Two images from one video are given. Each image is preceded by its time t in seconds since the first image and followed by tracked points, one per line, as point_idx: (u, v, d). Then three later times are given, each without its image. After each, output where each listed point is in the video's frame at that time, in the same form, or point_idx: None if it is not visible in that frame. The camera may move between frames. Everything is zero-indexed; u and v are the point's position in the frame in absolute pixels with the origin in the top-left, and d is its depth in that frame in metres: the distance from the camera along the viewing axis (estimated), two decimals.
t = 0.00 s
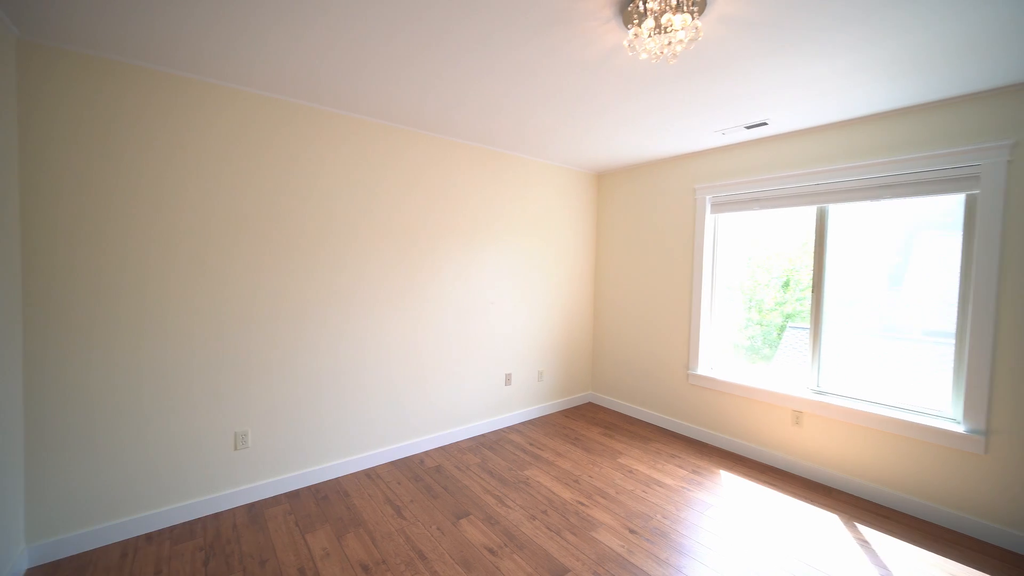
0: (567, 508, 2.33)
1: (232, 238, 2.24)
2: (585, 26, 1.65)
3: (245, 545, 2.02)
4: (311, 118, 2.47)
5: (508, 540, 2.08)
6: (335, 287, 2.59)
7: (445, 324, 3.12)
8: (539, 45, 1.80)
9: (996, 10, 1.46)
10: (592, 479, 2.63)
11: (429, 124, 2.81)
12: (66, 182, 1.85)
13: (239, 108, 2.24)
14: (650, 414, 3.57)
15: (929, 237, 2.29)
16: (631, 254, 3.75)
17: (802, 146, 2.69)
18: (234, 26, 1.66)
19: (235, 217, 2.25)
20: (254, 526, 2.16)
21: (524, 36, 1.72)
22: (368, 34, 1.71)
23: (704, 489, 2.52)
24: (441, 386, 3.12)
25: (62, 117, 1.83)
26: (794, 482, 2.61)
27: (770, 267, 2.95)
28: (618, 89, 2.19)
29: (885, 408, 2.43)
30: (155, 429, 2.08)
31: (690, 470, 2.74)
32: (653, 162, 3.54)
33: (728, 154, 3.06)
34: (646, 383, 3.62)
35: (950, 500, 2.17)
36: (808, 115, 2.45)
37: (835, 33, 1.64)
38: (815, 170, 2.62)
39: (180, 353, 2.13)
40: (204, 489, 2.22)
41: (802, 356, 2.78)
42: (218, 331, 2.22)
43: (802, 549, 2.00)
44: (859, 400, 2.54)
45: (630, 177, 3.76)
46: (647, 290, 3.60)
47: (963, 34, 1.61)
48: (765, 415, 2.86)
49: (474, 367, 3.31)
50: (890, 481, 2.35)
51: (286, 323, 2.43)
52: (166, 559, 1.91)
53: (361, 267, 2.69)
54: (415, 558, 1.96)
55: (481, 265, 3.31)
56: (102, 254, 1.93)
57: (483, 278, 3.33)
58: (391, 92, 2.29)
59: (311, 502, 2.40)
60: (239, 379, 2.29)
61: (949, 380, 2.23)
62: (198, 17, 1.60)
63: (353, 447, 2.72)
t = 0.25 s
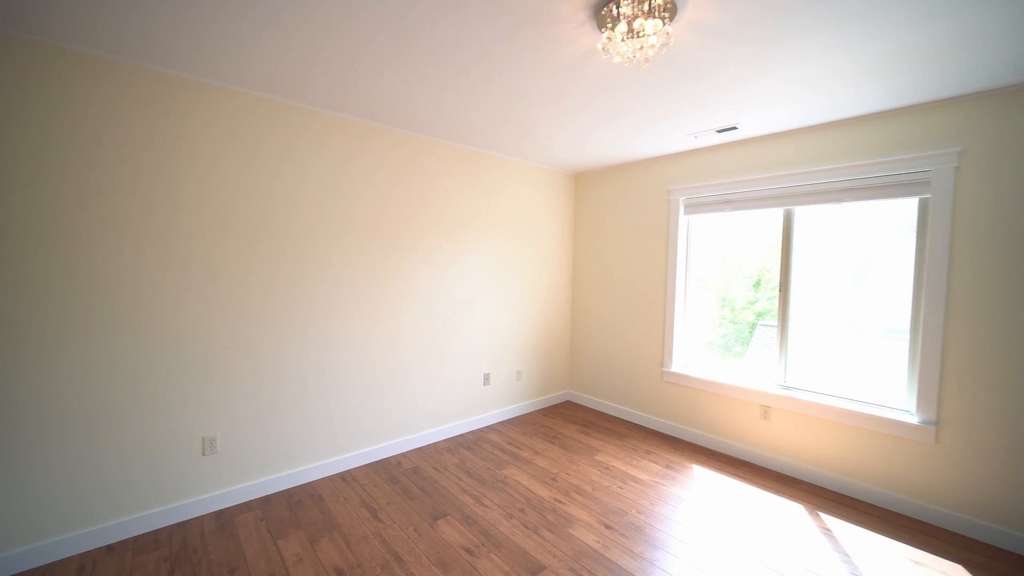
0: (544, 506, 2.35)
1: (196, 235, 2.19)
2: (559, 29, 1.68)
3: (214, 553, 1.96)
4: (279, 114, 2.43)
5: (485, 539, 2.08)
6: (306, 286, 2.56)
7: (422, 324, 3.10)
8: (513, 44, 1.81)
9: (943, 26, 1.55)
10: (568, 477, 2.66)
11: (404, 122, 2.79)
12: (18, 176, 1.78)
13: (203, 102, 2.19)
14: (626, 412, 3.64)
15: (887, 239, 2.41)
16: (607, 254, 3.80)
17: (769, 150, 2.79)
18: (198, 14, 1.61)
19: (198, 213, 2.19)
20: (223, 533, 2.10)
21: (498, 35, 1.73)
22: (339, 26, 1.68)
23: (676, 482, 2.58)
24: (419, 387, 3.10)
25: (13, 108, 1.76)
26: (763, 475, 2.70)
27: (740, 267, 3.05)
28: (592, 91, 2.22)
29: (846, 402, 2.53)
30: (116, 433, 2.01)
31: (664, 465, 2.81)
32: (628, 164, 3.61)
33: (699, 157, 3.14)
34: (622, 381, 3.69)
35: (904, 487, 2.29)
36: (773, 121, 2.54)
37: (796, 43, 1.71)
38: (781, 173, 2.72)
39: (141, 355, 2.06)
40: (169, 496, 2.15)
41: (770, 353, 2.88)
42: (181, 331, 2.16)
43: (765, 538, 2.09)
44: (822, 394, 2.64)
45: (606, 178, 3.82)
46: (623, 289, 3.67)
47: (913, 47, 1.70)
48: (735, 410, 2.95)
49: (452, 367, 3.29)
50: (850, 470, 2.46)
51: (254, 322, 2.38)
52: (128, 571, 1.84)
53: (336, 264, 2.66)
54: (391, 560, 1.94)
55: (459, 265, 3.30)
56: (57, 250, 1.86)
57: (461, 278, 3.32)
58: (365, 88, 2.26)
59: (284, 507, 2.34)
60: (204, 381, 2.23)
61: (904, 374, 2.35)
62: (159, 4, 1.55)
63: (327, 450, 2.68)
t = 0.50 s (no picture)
0: (521, 505, 2.36)
1: (159, 234, 2.09)
2: (536, 29, 1.68)
3: (179, 564, 1.88)
4: (248, 109, 2.33)
5: (462, 539, 2.08)
6: (279, 287, 2.47)
7: (399, 324, 3.06)
8: (490, 45, 1.80)
9: (902, 36, 1.63)
10: (546, 475, 2.68)
11: (380, 119, 2.74)
12: None
13: (167, 95, 2.08)
14: (604, 410, 3.68)
15: (849, 240, 2.51)
16: (585, 254, 3.84)
17: (740, 154, 2.87)
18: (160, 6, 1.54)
19: (160, 212, 2.08)
20: (190, 542, 2.02)
21: (474, 35, 1.73)
22: (311, 23, 1.64)
23: (652, 478, 2.63)
24: (396, 388, 3.06)
25: None
26: (735, 469, 2.78)
27: (712, 267, 3.12)
28: (570, 92, 2.24)
29: (813, 397, 2.62)
30: (73, 441, 1.90)
31: (640, 461, 2.86)
32: (605, 165, 3.65)
33: (674, 159, 3.21)
34: (599, 379, 3.73)
35: (865, 478, 2.39)
36: (743, 125, 2.62)
37: (766, 50, 1.76)
38: (751, 175, 2.80)
39: (101, 359, 1.96)
40: (132, 507, 2.05)
41: (741, 350, 2.96)
42: (142, 334, 2.05)
43: (738, 531, 2.15)
44: (790, 390, 2.73)
45: (584, 178, 3.85)
46: (600, 289, 3.71)
47: (874, 56, 1.78)
48: (708, 406, 3.03)
49: (430, 367, 3.26)
50: (816, 463, 2.56)
51: (223, 325, 2.28)
52: None
53: (311, 264, 2.59)
54: (366, 564, 1.91)
55: (437, 264, 3.27)
56: (7, 250, 1.75)
57: (439, 278, 3.29)
58: (339, 85, 2.21)
59: (255, 513, 2.28)
60: (168, 387, 2.13)
61: (865, 369, 2.46)
62: None
63: (300, 454, 2.61)
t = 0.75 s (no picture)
0: (499, 504, 2.36)
1: (120, 232, 2.00)
2: (513, 30, 1.69)
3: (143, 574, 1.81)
4: (217, 103, 2.26)
5: (439, 540, 2.06)
6: (250, 287, 2.41)
7: (375, 324, 3.02)
8: (467, 44, 1.80)
9: (862, 45, 1.70)
10: (524, 474, 2.69)
11: (356, 116, 2.70)
12: None
13: (130, 87, 2.00)
14: (582, 408, 3.72)
15: (815, 240, 2.61)
16: (564, 254, 3.87)
17: (712, 157, 2.94)
18: None
19: (122, 209, 2.00)
20: (155, 552, 1.95)
21: (451, 34, 1.72)
22: (282, 17, 1.60)
23: (628, 475, 2.68)
24: (372, 389, 3.02)
25: None
26: (708, 463, 2.85)
27: (687, 266, 3.19)
28: (547, 93, 2.25)
29: (781, 393, 2.71)
30: (26, 449, 1.81)
31: (617, 458, 2.90)
32: (583, 166, 3.69)
33: (650, 161, 3.27)
34: (577, 378, 3.76)
35: (829, 470, 2.49)
36: (715, 129, 2.69)
37: (735, 56, 1.82)
38: (723, 178, 2.88)
39: (58, 362, 1.87)
40: (91, 516, 1.96)
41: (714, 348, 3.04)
42: (102, 336, 1.97)
43: (711, 524, 2.21)
44: (760, 386, 2.82)
45: (562, 179, 3.88)
46: (578, 289, 3.75)
47: (837, 64, 1.85)
48: (683, 403, 3.10)
49: (407, 368, 3.23)
50: (784, 456, 2.65)
51: (189, 326, 2.21)
52: None
53: (283, 264, 2.53)
54: (340, 569, 1.88)
55: (415, 264, 3.24)
56: None
57: (417, 278, 3.26)
58: (313, 81, 2.17)
59: (225, 520, 2.21)
60: (131, 391, 2.05)
61: (829, 365, 2.56)
62: None
63: (273, 457, 2.55)
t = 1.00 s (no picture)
0: (478, 504, 2.36)
1: (79, 228, 1.92)
2: (490, 29, 1.68)
3: None
4: (184, 96, 2.20)
5: (416, 542, 2.04)
6: (220, 285, 2.36)
7: (352, 325, 2.97)
8: (443, 43, 1.79)
9: (826, 53, 1.77)
10: (503, 473, 2.69)
11: (332, 113, 2.65)
12: None
13: (89, 78, 1.93)
14: (561, 407, 3.74)
15: (785, 241, 2.69)
16: (543, 254, 3.89)
17: (687, 159, 3.01)
18: None
19: (81, 205, 1.92)
20: (118, 562, 1.87)
21: (427, 31, 1.70)
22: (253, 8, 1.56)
23: (606, 472, 2.71)
24: (349, 390, 2.97)
25: None
26: (683, 459, 2.91)
27: (664, 267, 3.25)
28: (525, 93, 2.26)
29: (752, 389, 2.79)
30: None
31: (595, 456, 2.93)
32: (563, 167, 3.72)
33: (627, 163, 3.32)
34: (556, 377, 3.79)
35: (798, 463, 2.58)
36: (690, 132, 2.75)
37: (708, 60, 1.86)
38: (698, 180, 2.94)
39: (11, 365, 1.78)
40: (49, 526, 1.88)
41: (688, 346, 3.11)
42: (59, 338, 1.89)
43: (686, 518, 2.26)
44: (733, 382, 2.90)
45: (542, 179, 3.90)
46: (557, 288, 3.77)
47: (803, 71, 1.92)
48: (659, 401, 3.16)
49: (385, 369, 3.19)
50: (755, 451, 2.73)
51: (155, 326, 2.14)
52: None
53: (254, 262, 2.49)
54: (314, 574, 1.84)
55: (393, 264, 3.20)
56: None
57: (395, 277, 3.22)
58: (286, 75, 2.12)
59: (193, 527, 2.13)
60: (92, 394, 1.98)
61: (796, 362, 2.65)
62: None
63: (245, 461, 2.49)
